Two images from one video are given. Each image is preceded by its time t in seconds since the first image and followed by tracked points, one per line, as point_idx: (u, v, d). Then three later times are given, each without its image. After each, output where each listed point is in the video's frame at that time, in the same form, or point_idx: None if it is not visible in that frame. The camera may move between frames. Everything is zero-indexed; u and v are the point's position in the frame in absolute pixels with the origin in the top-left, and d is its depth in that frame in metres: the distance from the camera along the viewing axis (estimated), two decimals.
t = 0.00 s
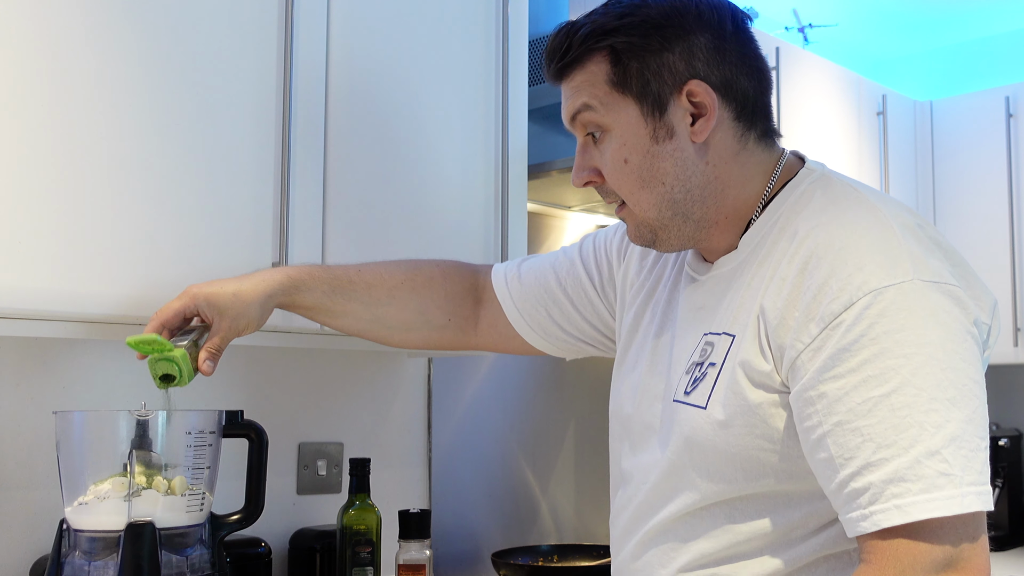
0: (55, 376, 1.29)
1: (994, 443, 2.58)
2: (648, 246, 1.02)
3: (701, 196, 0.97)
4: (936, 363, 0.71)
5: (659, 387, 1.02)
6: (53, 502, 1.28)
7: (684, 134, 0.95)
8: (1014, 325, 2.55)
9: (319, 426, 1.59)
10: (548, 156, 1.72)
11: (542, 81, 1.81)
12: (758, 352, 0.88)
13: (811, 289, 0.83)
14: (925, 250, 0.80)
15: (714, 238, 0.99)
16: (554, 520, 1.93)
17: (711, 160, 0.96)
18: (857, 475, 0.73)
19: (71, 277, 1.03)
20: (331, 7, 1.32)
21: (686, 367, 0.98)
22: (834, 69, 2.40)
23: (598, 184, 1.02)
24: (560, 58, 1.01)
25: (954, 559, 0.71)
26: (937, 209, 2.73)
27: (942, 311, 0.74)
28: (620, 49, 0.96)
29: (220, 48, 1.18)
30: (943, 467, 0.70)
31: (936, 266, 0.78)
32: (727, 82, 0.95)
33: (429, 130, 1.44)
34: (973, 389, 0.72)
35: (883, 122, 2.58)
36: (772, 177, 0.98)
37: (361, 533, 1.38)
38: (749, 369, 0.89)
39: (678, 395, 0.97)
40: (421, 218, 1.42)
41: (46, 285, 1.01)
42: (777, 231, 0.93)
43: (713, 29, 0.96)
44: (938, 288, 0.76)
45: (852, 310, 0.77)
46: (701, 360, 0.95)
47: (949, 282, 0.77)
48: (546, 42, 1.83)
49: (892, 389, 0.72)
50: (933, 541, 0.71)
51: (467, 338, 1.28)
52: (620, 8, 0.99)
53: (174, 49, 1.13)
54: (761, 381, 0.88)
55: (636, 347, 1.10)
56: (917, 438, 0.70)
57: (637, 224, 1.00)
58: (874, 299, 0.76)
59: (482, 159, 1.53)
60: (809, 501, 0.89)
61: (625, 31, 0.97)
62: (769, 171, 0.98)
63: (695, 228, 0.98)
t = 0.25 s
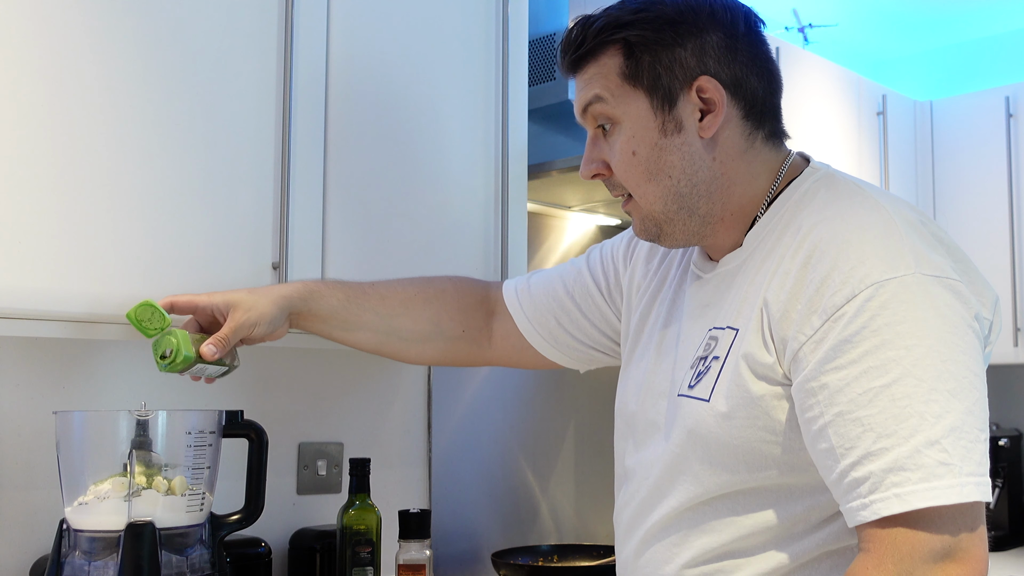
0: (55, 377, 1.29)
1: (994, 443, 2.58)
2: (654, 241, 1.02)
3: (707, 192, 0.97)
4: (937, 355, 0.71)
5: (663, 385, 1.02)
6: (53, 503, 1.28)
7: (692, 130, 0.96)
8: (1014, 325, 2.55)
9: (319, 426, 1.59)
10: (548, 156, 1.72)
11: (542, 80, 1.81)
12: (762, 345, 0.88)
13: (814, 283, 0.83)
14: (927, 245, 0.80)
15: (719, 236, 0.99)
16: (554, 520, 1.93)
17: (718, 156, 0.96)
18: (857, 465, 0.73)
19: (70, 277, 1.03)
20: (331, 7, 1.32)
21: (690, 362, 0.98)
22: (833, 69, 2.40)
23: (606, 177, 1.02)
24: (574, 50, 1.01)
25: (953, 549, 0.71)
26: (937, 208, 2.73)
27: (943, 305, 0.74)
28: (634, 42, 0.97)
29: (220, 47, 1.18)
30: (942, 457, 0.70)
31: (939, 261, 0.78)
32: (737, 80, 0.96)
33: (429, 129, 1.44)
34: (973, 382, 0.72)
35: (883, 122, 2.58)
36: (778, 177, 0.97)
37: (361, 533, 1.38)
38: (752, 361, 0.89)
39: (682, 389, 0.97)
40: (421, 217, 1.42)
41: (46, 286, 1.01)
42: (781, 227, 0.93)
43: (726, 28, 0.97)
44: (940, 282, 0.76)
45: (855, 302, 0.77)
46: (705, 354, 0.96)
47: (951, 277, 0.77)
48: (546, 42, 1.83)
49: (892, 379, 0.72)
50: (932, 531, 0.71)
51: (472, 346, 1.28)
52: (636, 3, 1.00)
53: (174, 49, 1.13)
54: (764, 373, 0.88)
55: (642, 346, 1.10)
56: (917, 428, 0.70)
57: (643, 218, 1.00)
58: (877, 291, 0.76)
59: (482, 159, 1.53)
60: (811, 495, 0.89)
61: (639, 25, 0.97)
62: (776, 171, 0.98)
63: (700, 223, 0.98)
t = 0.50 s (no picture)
0: (55, 377, 1.29)
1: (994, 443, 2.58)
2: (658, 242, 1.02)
3: (709, 193, 0.97)
4: (936, 347, 0.71)
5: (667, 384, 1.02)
6: (53, 503, 1.28)
7: (693, 131, 0.96)
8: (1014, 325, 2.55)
9: (319, 426, 1.59)
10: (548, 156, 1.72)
11: (542, 80, 1.81)
12: (764, 339, 0.89)
13: (815, 278, 0.83)
14: (928, 240, 0.80)
15: (722, 237, 0.99)
16: (554, 520, 1.93)
17: (720, 158, 0.96)
18: (858, 455, 0.73)
19: (70, 276, 1.03)
20: (331, 6, 1.32)
21: (695, 359, 0.98)
22: (834, 69, 2.40)
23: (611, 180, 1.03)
24: (580, 56, 1.02)
25: (954, 537, 0.71)
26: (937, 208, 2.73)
27: (943, 298, 0.74)
28: (637, 47, 0.98)
29: (219, 47, 1.18)
30: (942, 446, 0.70)
31: (940, 255, 0.78)
32: (739, 83, 0.96)
33: (430, 128, 1.44)
34: (973, 375, 0.72)
35: (883, 122, 2.58)
36: (780, 178, 0.97)
37: (361, 533, 1.38)
38: (755, 356, 0.89)
39: (687, 386, 0.97)
40: (421, 217, 1.42)
41: (46, 285, 1.01)
42: (783, 223, 0.93)
43: (727, 33, 0.97)
44: (941, 277, 0.76)
45: (856, 294, 0.77)
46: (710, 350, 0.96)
47: (951, 272, 0.77)
48: (545, 42, 1.83)
49: (892, 369, 0.72)
50: (933, 518, 0.71)
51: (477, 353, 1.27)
52: (638, 9, 1.01)
53: (173, 48, 1.13)
54: (767, 367, 0.88)
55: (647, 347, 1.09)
56: (917, 418, 0.70)
57: (648, 219, 1.00)
58: (878, 284, 0.76)
59: (482, 159, 1.53)
60: (815, 488, 0.89)
61: (642, 30, 0.98)
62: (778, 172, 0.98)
63: (703, 224, 0.98)
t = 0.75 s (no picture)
0: (55, 377, 1.29)
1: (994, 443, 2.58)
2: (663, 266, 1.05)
3: (695, 221, 0.98)
4: (934, 347, 0.72)
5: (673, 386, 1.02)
6: (53, 502, 1.28)
7: (665, 167, 0.97)
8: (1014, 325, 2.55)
9: (319, 425, 1.59)
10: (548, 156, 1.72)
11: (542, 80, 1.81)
12: (767, 343, 0.89)
13: (816, 280, 0.83)
14: (925, 243, 0.80)
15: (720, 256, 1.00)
16: (554, 520, 1.93)
17: (698, 187, 0.96)
18: (859, 454, 0.74)
19: (70, 276, 1.03)
20: (331, 6, 1.32)
21: (697, 363, 0.99)
22: (834, 69, 2.40)
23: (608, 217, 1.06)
24: (553, 108, 1.05)
25: (955, 533, 0.71)
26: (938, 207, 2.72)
27: (941, 299, 0.74)
28: (599, 96, 0.99)
29: (219, 46, 1.18)
30: (940, 445, 0.70)
31: (937, 258, 0.78)
32: (702, 111, 0.94)
33: (429, 129, 1.44)
34: (971, 374, 0.72)
35: (883, 122, 2.57)
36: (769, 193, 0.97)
37: (361, 533, 1.38)
38: (758, 359, 0.89)
39: (692, 390, 0.98)
40: (421, 217, 1.42)
41: (45, 284, 1.01)
42: (782, 229, 0.93)
43: (682, 63, 0.96)
44: (938, 279, 0.76)
45: (853, 298, 0.77)
46: (716, 355, 0.95)
47: (949, 274, 0.77)
48: (545, 42, 1.83)
49: (890, 371, 0.72)
50: (933, 513, 0.71)
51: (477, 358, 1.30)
52: (597, 54, 1.02)
53: (173, 47, 1.13)
54: (769, 370, 0.88)
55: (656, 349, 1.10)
56: (915, 418, 0.71)
57: (646, 250, 1.03)
58: (874, 287, 0.76)
59: (482, 159, 1.53)
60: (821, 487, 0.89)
61: (601, 76, 0.99)
62: (765, 187, 0.97)
63: (697, 248, 1.00)
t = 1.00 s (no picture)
0: (55, 377, 1.29)
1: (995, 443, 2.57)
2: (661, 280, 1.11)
3: (679, 237, 1.02)
4: (875, 332, 0.74)
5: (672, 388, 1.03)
6: (53, 502, 1.28)
7: (646, 189, 1.02)
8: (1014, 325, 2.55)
9: (319, 425, 1.59)
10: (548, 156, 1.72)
11: (542, 80, 1.81)
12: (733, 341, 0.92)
13: (771, 272, 0.85)
14: (875, 234, 0.83)
15: (708, 268, 1.04)
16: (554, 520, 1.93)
17: (679, 205, 1.00)
18: (810, 435, 0.77)
19: (69, 275, 1.03)
20: (331, 5, 1.32)
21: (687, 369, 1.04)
22: (834, 68, 2.40)
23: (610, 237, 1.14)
24: (552, 140, 1.14)
25: (900, 507, 0.74)
26: (938, 208, 2.73)
27: (885, 286, 0.77)
28: (586, 129, 1.07)
29: (219, 46, 1.18)
30: (880, 423, 0.73)
31: (885, 247, 0.81)
32: (678, 134, 0.99)
33: (428, 128, 1.44)
34: (915, 354, 0.74)
35: (883, 122, 2.57)
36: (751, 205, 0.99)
37: (361, 533, 1.38)
38: (722, 356, 0.93)
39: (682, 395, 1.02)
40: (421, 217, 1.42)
41: (45, 284, 1.01)
42: (754, 229, 0.96)
43: (659, 93, 1.01)
44: (883, 267, 0.78)
45: (801, 291, 0.79)
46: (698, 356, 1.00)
47: (897, 261, 0.79)
48: (545, 41, 1.83)
49: (834, 357, 0.75)
50: (875, 489, 0.74)
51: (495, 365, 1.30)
52: (586, 90, 1.09)
53: (173, 47, 1.13)
54: (737, 366, 0.92)
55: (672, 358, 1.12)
56: (857, 399, 0.74)
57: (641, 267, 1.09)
58: (821, 279, 0.78)
59: (482, 158, 1.53)
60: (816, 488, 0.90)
61: (587, 111, 1.07)
62: (748, 200, 1.00)
63: (684, 263, 1.04)
